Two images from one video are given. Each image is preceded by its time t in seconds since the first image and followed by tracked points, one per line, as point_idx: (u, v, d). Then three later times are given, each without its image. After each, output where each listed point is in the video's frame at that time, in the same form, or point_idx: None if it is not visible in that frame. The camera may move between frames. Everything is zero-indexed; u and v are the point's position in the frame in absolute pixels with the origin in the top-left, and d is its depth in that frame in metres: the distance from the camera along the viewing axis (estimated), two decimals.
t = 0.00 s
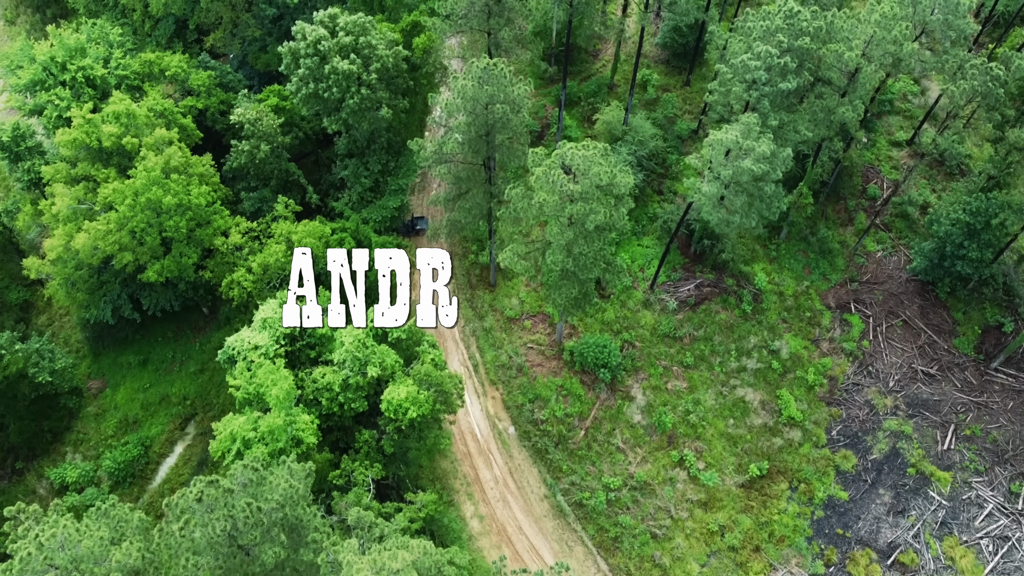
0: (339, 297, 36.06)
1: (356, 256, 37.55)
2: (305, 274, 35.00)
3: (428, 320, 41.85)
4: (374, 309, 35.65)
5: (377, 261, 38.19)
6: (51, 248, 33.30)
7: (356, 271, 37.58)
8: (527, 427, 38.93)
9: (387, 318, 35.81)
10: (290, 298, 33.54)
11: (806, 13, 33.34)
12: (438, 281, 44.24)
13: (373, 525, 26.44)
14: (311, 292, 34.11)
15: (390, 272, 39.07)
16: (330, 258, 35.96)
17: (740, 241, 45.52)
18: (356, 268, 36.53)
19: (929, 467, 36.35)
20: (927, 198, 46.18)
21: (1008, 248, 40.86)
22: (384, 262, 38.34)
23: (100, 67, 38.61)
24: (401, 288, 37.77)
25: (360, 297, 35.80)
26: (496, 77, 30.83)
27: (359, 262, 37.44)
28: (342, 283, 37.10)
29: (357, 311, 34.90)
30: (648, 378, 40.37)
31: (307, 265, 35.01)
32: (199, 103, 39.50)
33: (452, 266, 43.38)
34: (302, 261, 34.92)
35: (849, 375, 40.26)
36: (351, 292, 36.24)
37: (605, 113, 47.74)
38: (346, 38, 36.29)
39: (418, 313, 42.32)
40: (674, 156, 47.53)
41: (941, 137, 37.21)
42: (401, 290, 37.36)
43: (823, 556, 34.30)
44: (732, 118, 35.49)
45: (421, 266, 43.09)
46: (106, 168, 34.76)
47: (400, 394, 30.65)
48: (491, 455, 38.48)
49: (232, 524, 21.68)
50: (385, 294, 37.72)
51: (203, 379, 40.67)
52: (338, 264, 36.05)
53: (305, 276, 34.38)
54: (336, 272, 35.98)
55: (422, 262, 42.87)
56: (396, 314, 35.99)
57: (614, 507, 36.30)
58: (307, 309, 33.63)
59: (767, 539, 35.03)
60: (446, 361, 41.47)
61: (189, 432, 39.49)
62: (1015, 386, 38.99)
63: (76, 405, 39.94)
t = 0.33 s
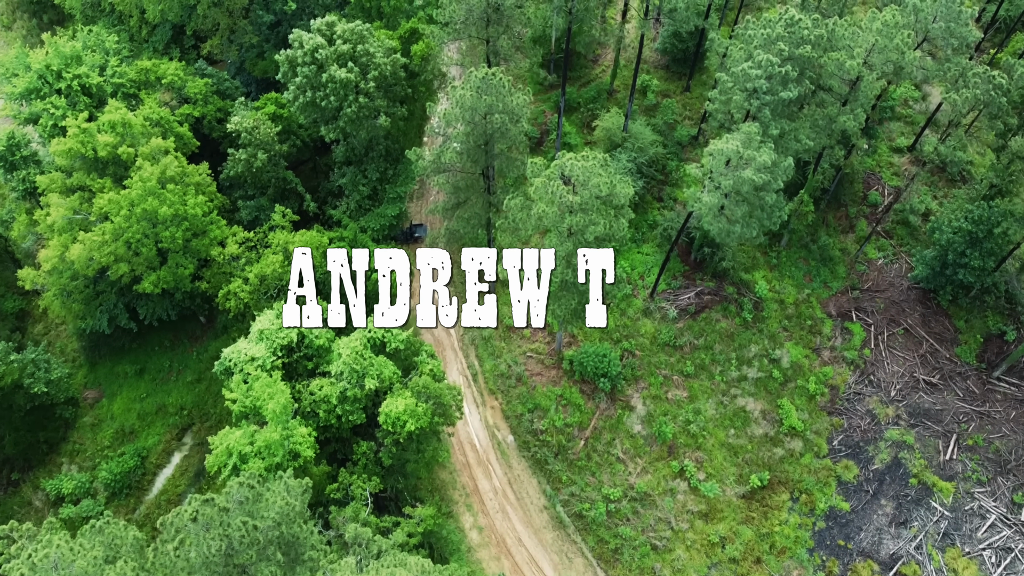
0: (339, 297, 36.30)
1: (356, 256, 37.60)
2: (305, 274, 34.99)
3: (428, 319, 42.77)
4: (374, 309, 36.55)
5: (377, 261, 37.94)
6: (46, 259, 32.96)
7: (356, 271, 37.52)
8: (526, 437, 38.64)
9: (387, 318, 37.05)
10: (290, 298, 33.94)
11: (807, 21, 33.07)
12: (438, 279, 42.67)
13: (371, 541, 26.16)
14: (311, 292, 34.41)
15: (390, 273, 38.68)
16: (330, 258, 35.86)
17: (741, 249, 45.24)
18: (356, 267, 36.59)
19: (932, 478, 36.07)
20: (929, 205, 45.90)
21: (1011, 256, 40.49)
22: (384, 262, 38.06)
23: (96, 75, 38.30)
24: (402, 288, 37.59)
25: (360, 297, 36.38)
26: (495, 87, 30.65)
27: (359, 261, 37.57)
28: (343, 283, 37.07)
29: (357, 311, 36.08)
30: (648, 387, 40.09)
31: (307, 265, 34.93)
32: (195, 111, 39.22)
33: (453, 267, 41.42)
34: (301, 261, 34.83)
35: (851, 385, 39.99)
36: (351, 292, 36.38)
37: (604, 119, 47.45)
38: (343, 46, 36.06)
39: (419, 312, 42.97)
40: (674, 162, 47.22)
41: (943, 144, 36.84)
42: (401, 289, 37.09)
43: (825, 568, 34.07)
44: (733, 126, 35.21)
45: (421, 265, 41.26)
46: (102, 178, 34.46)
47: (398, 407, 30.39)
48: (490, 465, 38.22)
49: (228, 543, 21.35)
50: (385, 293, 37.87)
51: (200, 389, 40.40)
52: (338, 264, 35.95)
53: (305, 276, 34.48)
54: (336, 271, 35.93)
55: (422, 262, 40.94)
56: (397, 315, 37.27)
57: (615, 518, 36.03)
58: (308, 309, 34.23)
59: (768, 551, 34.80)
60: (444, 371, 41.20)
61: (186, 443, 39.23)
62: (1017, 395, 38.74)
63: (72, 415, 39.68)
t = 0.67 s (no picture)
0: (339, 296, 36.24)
1: (356, 257, 37.84)
2: (305, 274, 34.89)
3: (428, 319, 42.15)
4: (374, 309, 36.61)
5: (377, 261, 38.14)
6: (39, 272, 32.61)
7: (356, 272, 37.77)
8: (525, 449, 38.31)
9: (386, 318, 37.22)
10: (291, 298, 34.01)
11: (808, 31, 32.90)
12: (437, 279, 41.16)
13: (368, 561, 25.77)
14: (311, 292, 34.51)
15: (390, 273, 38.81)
16: (330, 258, 36.13)
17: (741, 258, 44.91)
18: (356, 267, 36.76)
19: (934, 490, 35.75)
20: (930, 213, 45.55)
21: (1014, 266, 40.18)
22: (384, 262, 38.19)
23: (91, 85, 37.94)
24: (402, 288, 37.40)
25: (360, 297, 36.29)
26: (493, 99, 30.36)
27: (359, 262, 37.86)
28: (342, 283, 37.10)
29: (357, 311, 36.04)
30: (648, 399, 39.77)
31: (307, 265, 34.78)
32: (191, 121, 38.87)
33: (453, 265, 39.15)
34: (302, 261, 34.74)
35: (852, 396, 39.68)
36: (351, 293, 36.27)
37: (603, 127, 47.12)
38: (340, 56, 35.71)
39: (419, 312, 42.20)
40: (674, 170, 46.87)
41: (945, 154, 36.72)
42: (401, 289, 36.99)
43: None
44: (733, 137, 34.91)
45: (420, 265, 39.34)
46: (96, 190, 34.11)
47: (395, 422, 30.10)
48: (488, 478, 37.89)
49: (222, 567, 20.93)
50: (385, 294, 37.86)
51: (196, 401, 40.07)
52: (337, 264, 36.16)
53: (305, 277, 34.39)
54: (336, 272, 36.08)
55: (421, 261, 39.06)
56: (396, 315, 37.30)
57: (614, 531, 35.72)
58: (307, 309, 34.49)
59: (769, 565, 34.51)
60: (442, 382, 40.90)
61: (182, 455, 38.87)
62: (1020, 406, 38.43)
63: (67, 427, 39.36)
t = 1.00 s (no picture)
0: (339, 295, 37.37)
1: (356, 257, 38.35)
2: (305, 274, 35.04)
3: (428, 320, 42.00)
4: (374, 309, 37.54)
5: (377, 261, 38.55)
6: (32, 288, 32.20)
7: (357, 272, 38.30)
8: (524, 464, 37.91)
9: (386, 318, 38.14)
10: (291, 297, 34.24)
11: (810, 42, 32.51)
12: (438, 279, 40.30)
13: None
14: (311, 292, 34.87)
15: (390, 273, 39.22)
16: (330, 258, 36.93)
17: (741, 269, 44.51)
18: (356, 267, 37.33)
19: (937, 505, 35.38)
20: (932, 223, 45.12)
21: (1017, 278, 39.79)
22: (384, 262, 38.56)
23: (85, 96, 37.54)
24: (401, 287, 37.70)
25: (360, 296, 37.30)
26: (490, 113, 30.04)
27: (359, 262, 38.32)
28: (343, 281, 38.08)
29: (356, 311, 37.41)
30: (648, 412, 39.41)
31: (307, 265, 34.88)
32: (186, 132, 38.44)
33: (454, 266, 38.16)
34: (302, 261, 34.75)
35: (854, 409, 39.33)
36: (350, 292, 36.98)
37: (602, 136, 46.73)
38: (337, 68, 35.29)
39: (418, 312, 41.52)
40: (674, 179, 46.49)
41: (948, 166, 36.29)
42: (400, 289, 37.46)
43: None
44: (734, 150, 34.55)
45: (420, 265, 38.37)
46: (90, 204, 33.71)
47: (392, 440, 29.73)
48: (487, 494, 37.50)
49: None
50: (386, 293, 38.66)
51: (192, 415, 39.68)
52: (338, 264, 36.90)
53: (305, 277, 34.63)
54: (336, 271, 36.79)
55: (421, 261, 38.07)
56: (396, 315, 38.21)
57: (614, 548, 35.34)
58: (307, 309, 35.08)
59: None
60: (440, 396, 40.47)
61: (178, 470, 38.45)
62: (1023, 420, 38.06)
63: (62, 442, 38.99)
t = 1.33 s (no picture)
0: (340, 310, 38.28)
1: (356, 256, 38.60)
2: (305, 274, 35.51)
3: (427, 320, 41.87)
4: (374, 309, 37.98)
5: (378, 261, 38.73)
6: (23, 307, 31.73)
7: (357, 272, 38.56)
8: (523, 481, 37.48)
9: (386, 318, 38.31)
10: (291, 298, 34.28)
11: (812, 56, 32.07)
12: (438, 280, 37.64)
13: None
14: (311, 292, 35.33)
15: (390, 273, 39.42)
16: (330, 259, 37.68)
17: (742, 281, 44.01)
18: (355, 267, 37.98)
19: (940, 522, 34.99)
20: (935, 234, 44.67)
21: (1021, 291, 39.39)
22: (384, 262, 38.69)
23: (78, 110, 37.10)
24: (401, 287, 37.99)
25: (360, 297, 37.85)
26: (487, 130, 29.51)
27: (359, 261, 38.48)
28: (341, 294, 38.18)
29: (357, 311, 38.03)
30: (648, 428, 38.99)
31: (306, 264, 35.39)
32: (181, 146, 37.96)
33: (454, 265, 35.94)
34: (301, 261, 35.26)
35: (856, 424, 38.91)
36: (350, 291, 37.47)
37: (601, 147, 46.26)
38: (332, 82, 34.85)
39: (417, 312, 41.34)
40: (674, 190, 46.06)
41: (952, 180, 35.88)
42: (400, 289, 37.54)
43: None
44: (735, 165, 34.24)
45: (421, 264, 36.65)
46: (82, 221, 33.27)
47: (389, 462, 29.33)
48: (486, 511, 37.10)
49: None
50: (386, 293, 38.94)
51: (187, 431, 39.26)
52: (338, 264, 37.64)
53: (305, 277, 34.98)
54: (336, 271, 37.51)
55: (421, 262, 36.08)
56: (397, 315, 38.35)
57: (614, 567, 34.95)
58: (307, 309, 35.68)
59: None
60: (438, 412, 40.00)
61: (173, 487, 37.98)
62: None
63: (55, 459, 38.56)
